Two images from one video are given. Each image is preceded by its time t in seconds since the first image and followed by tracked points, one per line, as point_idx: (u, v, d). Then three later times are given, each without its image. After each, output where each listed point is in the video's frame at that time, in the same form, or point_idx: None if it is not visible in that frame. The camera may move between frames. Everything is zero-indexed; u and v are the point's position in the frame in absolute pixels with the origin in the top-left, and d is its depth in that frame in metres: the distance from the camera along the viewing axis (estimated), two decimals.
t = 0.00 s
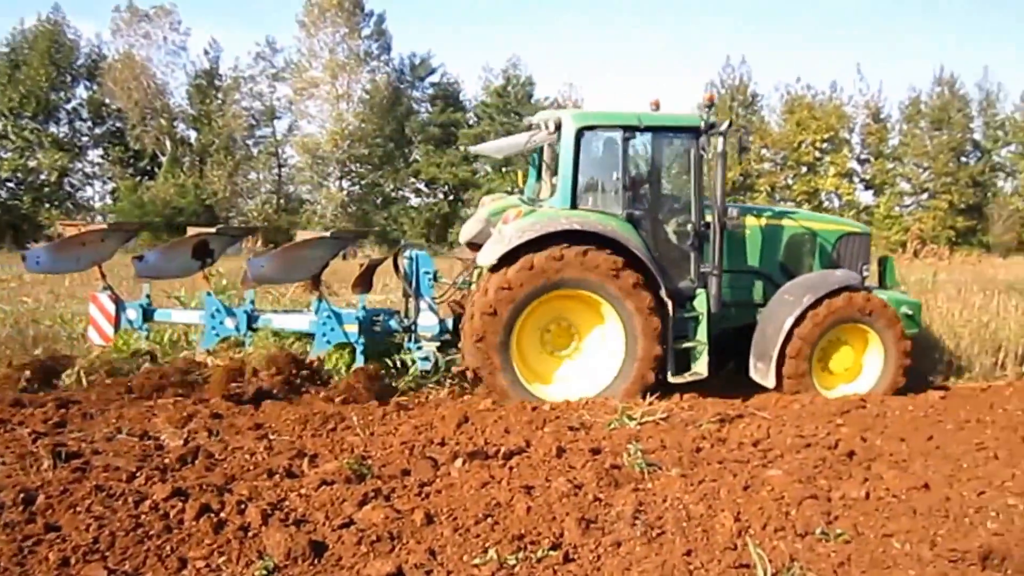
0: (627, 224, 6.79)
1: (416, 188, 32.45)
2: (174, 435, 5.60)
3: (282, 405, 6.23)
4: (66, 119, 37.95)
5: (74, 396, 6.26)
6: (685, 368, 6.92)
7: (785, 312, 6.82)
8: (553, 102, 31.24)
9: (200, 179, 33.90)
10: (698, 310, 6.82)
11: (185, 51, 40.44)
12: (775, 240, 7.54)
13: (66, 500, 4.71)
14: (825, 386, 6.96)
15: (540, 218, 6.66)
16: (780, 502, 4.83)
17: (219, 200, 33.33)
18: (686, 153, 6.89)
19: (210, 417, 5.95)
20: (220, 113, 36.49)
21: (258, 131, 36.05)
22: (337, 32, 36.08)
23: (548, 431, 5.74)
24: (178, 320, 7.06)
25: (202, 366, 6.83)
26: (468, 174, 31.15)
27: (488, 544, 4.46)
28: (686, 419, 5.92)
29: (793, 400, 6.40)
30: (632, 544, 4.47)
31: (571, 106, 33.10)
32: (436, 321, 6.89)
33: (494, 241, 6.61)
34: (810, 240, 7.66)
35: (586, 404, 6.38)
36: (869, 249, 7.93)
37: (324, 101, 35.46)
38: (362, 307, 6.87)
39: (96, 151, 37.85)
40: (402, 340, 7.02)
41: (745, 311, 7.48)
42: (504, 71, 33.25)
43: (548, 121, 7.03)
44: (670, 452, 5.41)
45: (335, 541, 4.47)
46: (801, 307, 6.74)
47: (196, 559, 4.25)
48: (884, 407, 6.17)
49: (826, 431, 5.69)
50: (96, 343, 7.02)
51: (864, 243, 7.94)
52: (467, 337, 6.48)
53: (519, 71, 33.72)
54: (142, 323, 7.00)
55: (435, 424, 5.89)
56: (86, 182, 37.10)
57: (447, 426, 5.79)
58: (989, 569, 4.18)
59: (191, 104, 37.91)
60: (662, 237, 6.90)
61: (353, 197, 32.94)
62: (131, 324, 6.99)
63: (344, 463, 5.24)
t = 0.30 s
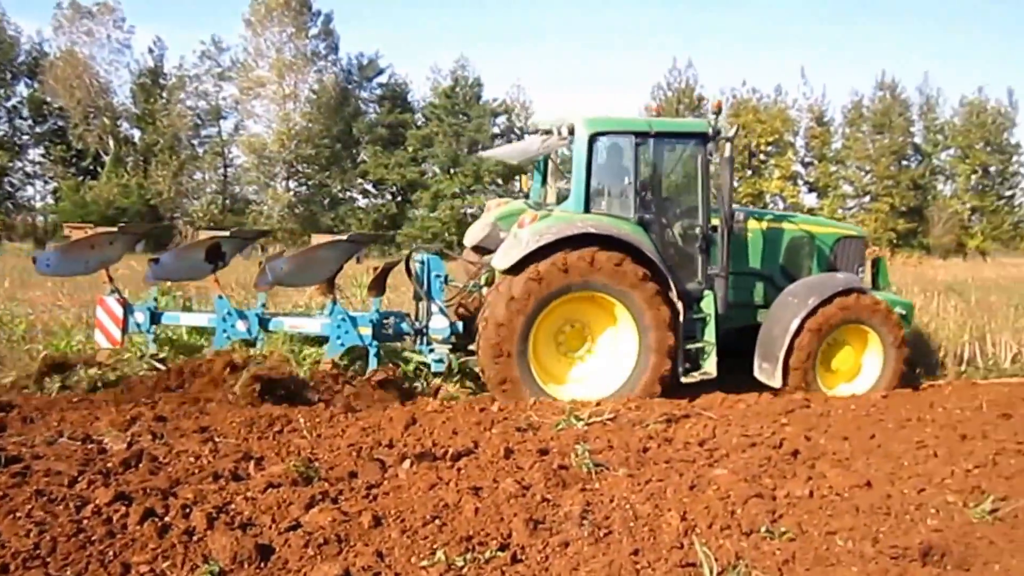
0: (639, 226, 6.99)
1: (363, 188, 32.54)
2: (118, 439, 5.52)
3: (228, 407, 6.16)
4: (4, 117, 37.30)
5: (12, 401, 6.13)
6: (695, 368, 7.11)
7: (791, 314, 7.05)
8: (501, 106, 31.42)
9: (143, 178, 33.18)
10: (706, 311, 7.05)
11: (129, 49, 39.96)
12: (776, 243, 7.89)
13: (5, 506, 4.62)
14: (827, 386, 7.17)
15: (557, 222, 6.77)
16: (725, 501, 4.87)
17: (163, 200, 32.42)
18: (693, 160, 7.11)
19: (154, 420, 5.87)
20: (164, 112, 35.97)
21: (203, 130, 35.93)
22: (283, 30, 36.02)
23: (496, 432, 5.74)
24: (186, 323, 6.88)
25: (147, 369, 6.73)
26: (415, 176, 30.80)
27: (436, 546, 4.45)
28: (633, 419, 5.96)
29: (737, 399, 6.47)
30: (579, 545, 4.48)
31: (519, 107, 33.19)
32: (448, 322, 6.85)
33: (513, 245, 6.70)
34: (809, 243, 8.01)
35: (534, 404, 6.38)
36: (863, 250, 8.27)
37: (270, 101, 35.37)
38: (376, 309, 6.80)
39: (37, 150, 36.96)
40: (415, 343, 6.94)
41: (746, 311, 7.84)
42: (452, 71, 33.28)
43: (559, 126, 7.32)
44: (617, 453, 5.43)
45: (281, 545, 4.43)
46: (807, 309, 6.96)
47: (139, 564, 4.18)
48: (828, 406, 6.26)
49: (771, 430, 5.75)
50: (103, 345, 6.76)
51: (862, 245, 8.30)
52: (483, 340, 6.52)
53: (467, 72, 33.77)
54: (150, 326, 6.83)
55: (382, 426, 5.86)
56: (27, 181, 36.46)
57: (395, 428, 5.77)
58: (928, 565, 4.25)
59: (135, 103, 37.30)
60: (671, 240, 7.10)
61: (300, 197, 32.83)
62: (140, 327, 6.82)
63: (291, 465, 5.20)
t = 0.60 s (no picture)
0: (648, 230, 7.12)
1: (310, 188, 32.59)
2: (60, 443, 5.44)
3: (174, 409, 6.10)
4: None
5: None
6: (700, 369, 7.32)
7: (791, 314, 7.17)
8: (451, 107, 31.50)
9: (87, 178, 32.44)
10: (710, 312, 7.23)
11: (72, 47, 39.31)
12: (774, 247, 8.01)
13: None
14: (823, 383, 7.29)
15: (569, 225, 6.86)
16: (671, 500, 4.92)
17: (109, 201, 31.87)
18: (698, 164, 7.26)
19: (97, 423, 5.79)
20: (108, 111, 35.40)
21: (149, 130, 35.50)
22: (229, 30, 35.72)
23: (444, 434, 5.74)
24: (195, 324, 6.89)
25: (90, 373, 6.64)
26: (362, 176, 31.52)
27: (383, 548, 4.44)
28: (580, 420, 6.00)
29: (684, 399, 6.54)
30: (527, 545, 4.50)
31: (466, 108, 33.25)
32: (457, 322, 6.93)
33: (526, 248, 6.77)
34: (805, 246, 8.14)
35: (482, 406, 6.36)
36: (854, 252, 8.42)
37: (216, 101, 35.04)
38: (386, 310, 6.86)
39: None
40: (424, 343, 7.00)
41: (746, 316, 7.94)
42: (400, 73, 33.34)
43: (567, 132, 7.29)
44: (565, 453, 5.46)
45: (228, 548, 4.39)
46: (807, 308, 7.09)
47: (82, 570, 4.12)
48: (772, 407, 6.33)
49: (716, 430, 5.81)
50: (110, 346, 6.75)
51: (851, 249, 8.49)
52: (500, 342, 6.63)
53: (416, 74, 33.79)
54: (158, 326, 6.84)
55: (329, 427, 5.84)
56: None
57: (342, 430, 5.75)
58: (870, 561, 4.32)
59: (78, 102, 36.28)
60: (678, 245, 7.26)
61: (247, 199, 32.52)
62: (148, 328, 6.82)
63: (237, 468, 5.16)
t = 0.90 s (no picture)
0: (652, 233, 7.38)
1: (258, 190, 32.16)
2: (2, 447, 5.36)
3: (118, 412, 6.03)
4: None
5: None
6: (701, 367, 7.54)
7: (789, 314, 7.54)
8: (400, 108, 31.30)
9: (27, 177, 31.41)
10: (711, 316, 7.47)
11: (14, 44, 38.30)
12: (769, 249, 8.23)
13: None
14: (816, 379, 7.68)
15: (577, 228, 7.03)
16: (618, 500, 4.96)
17: (52, 202, 30.19)
18: (700, 171, 7.53)
19: (40, 426, 5.72)
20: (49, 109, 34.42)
21: (92, 130, 34.78)
22: (176, 29, 35.73)
23: (392, 435, 5.73)
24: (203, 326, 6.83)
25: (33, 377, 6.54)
26: (310, 177, 31.47)
27: (331, 550, 4.42)
28: (529, 421, 6.02)
29: (632, 399, 6.59)
30: (476, 546, 4.51)
31: (416, 110, 33.14)
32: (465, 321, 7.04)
33: (537, 251, 6.90)
34: (797, 249, 8.37)
35: (431, 408, 6.35)
36: (842, 253, 8.68)
37: (162, 101, 34.65)
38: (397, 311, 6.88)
39: None
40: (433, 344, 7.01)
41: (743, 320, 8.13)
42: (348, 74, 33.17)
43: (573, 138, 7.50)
44: (513, 454, 5.48)
45: (174, 552, 4.35)
46: (805, 309, 7.47)
47: None
48: (717, 407, 6.41)
49: (663, 430, 5.87)
50: (120, 348, 6.71)
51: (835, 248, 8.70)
52: (511, 341, 6.74)
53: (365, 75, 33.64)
54: (167, 327, 6.76)
55: (277, 429, 5.80)
56: None
57: (289, 432, 5.72)
58: (812, 559, 4.39)
59: (20, 101, 33.21)
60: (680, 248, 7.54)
61: (194, 199, 32.37)
62: (156, 328, 6.73)
63: (183, 472, 5.12)
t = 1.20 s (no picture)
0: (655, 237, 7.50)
1: (206, 191, 31.63)
2: None
3: (61, 415, 5.94)
4: None
5: None
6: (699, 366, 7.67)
7: (780, 315, 7.72)
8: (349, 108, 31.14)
9: None
10: (706, 315, 7.60)
11: None
12: (759, 252, 8.36)
13: None
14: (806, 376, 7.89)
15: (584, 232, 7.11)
16: (566, 499, 5.01)
17: None
18: (697, 176, 7.69)
19: None
20: None
21: (34, 129, 33.94)
22: (121, 28, 35.17)
23: (340, 437, 5.72)
24: (211, 326, 6.85)
25: None
26: (258, 177, 31.04)
27: (280, 553, 4.41)
28: (477, 422, 6.04)
29: (581, 399, 6.65)
30: (425, 547, 4.53)
31: (364, 112, 33.40)
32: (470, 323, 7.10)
33: (546, 254, 6.96)
34: (786, 251, 8.50)
35: (379, 409, 6.32)
36: (828, 255, 8.81)
37: (106, 100, 34.17)
38: (405, 311, 7.03)
39: None
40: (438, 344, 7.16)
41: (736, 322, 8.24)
42: (297, 74, 33.02)
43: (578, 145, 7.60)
44: (462, 455, 5.50)
45: (119, 557, 4.31)
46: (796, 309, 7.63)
47: None
48: (664, 407, 6.49)
49: (609, 429, 5.93)
50: (130, 349, 6.77)
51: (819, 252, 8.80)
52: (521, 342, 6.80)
53: (313, 75, 33.48)
54: (177, 328, 6.82)
55: (223, 433, 5.76)
56: None
57: (236, 435, 5.68)
58: (757, 555, 4.48)
59: None
60: (681, 252, 7.65)
61: (139, 199, 31.63)
62: (166, 330, 6.79)
63: (128, 476, 5.06)
